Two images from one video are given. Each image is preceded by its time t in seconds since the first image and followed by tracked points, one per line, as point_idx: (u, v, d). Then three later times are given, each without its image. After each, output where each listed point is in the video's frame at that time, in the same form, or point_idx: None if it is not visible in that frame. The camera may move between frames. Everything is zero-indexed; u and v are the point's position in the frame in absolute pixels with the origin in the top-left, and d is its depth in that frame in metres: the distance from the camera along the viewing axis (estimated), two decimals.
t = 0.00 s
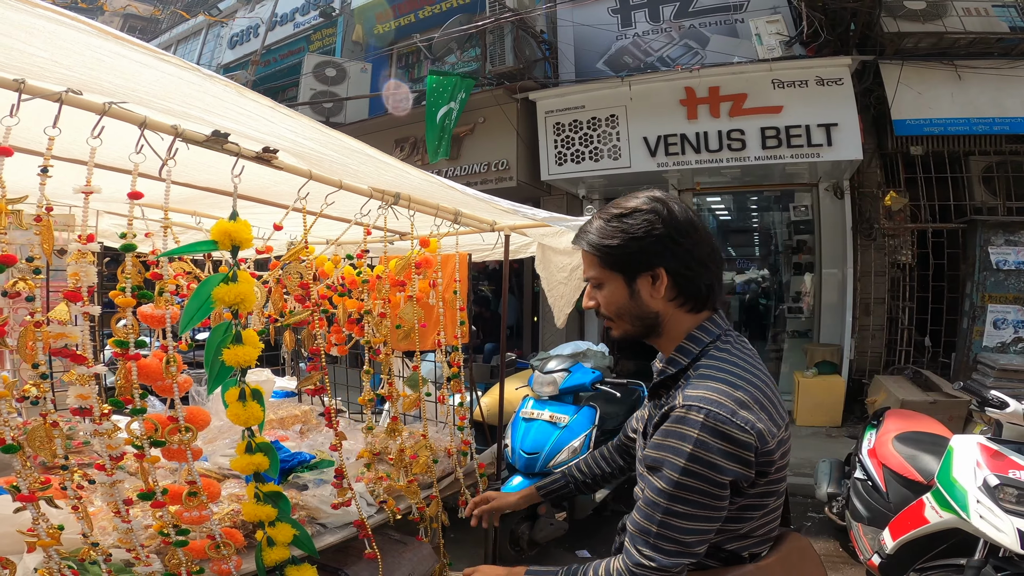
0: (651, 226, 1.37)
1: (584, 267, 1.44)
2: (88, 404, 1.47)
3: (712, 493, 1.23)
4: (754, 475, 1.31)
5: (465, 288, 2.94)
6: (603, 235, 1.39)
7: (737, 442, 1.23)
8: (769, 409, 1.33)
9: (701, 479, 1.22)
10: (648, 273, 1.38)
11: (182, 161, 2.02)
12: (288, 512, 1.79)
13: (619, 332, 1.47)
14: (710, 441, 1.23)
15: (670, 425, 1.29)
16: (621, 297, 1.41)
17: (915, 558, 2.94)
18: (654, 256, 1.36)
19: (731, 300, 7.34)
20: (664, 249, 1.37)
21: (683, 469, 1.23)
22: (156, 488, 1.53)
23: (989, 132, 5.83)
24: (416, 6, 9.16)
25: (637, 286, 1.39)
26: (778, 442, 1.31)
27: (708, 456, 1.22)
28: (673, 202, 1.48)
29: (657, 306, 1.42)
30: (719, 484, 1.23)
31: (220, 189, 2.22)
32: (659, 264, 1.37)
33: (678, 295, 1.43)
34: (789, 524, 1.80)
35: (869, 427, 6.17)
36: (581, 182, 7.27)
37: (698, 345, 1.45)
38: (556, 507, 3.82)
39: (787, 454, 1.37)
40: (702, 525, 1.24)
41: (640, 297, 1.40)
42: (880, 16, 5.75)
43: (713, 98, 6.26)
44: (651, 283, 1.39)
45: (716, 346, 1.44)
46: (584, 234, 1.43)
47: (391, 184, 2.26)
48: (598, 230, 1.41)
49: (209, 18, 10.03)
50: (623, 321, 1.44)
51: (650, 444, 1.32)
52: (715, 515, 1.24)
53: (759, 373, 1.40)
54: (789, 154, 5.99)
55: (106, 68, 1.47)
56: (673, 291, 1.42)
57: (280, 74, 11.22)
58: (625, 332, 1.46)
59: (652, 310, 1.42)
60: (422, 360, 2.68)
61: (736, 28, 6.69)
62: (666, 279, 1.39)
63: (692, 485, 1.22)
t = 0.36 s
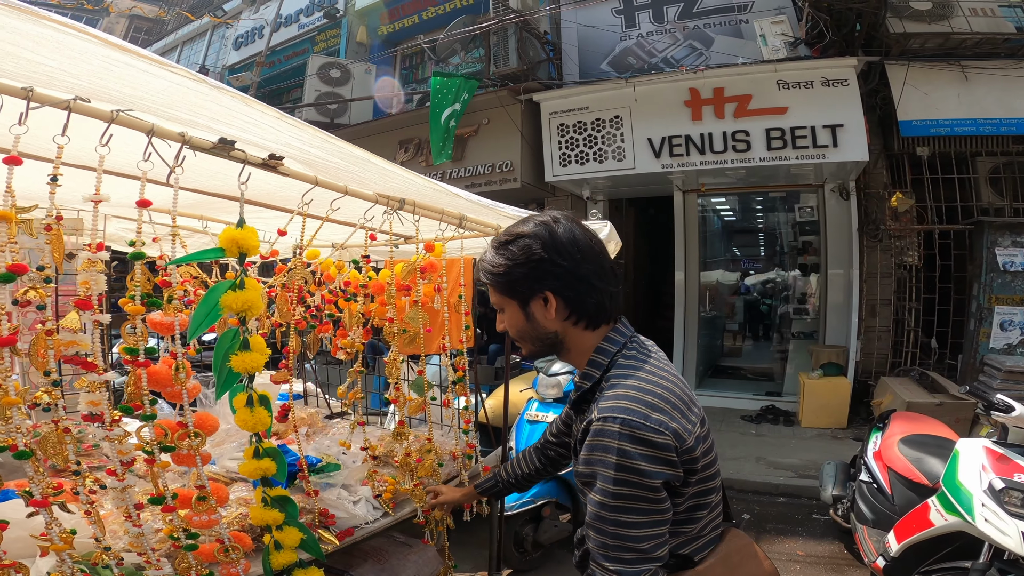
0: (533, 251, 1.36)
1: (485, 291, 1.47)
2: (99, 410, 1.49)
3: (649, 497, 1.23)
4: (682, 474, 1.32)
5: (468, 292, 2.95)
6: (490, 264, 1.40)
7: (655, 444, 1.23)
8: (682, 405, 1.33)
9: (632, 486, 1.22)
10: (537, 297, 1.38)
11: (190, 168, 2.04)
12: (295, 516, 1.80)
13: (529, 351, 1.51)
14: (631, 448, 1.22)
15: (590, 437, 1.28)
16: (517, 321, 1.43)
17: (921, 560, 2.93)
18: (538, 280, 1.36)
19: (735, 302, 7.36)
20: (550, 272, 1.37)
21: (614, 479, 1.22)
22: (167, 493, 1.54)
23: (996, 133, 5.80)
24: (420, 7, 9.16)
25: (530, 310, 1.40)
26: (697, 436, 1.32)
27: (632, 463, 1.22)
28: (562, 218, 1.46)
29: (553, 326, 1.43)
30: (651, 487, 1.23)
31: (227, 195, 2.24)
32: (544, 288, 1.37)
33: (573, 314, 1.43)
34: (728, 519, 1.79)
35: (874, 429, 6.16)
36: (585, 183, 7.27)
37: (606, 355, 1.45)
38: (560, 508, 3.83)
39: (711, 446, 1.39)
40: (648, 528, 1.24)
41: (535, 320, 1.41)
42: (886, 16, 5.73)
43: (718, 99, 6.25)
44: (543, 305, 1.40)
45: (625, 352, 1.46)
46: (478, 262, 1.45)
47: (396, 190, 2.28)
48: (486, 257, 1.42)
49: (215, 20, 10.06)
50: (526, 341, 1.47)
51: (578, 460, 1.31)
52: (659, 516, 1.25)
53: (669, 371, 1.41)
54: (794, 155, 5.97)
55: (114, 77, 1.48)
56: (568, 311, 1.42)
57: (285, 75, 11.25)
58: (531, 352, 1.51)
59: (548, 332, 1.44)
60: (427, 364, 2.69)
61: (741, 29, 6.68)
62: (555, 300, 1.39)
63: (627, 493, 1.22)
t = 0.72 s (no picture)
0: (559, 249, 1.36)
1: (507, 289, 1.46)
2: (124, 412, 1.51)
3: (664, 496, 1.22)
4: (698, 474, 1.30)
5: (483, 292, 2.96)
6: (516, 261, 1.40)
7: (672, 444, 1.22)
8: (700, 406, 1.32)
9: (648, 484, 1.21)
10: (560, 296, 1.38)
11: (211, 170, 2.05)
12: (316, 517, 1.81)
13: (549, 351, 1.48)
14: (647, 447, 1.22)
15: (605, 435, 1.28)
16: (540, 319, 1.42)
17: (935, 560, 2.91)
18: (563, 278, 1.36)
19: (742, 300, 7.31)
20: (574, 271, 1.36)
21: (630, 477, 1.22)
22: (190, 494, 1.56)
23: (1007, 132, 5.76)
24: (426, 6, 9.18)
25: (553, 308, 1.40)
26: (714, 437, 1.31)
27: (649, 462, 1.21)
28: (586, 219, 1.46)
29: (575, 325, 1.42)
30: (666, 486, 1.22)
31: (246, 196, 2.25)
32: (569, 286, 1.37)
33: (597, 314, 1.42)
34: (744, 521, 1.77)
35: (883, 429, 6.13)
36: (593, 182, 7.24)
37: (625, 355, 1.44)
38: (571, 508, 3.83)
39: (730, 448, 1.37)
40: (664, 526, 1.23)
41: (557, 319, 1.41)
42: (897, 15, 5.68)
43: (727, 98, 6.22)
44: (567, 304, 1.39)
45: (643, 353, 1.44)
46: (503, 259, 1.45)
47: (413, 190, 2.28)
48: (512, 255, 1.42)
49: (223, 19, 10.09)
50: (547, 340, 1.45)
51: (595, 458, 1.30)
52: (675, 515, 1.24)
53: (687, 372, 1.39)
54: (804, 155, 5.94)
55: (143, 76, 1.46)
56: (591, 310, 1.41)
57: (292, 75, 11.29)
58: (553, 351, 1.47)
59: (571, 330, 1.42)
60: (441, 364, 2.70)
61: (749, 28, 6.65)
62: (579, 299, 1.38)
63: (643, 491, 1.21)
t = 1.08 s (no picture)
0: (679, 241, 1.38)
1: (599, 271, 1.41)
2: (130, 413, 1.51)
3: (741, 482, 1.21)
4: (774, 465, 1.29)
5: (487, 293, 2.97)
6: (628, 244, 1.37)
7: (755, 432, 1.22)
8: (778, 400, 1.32)
9: (726, 469, 1.20)
10: (665, 286, 1.38)
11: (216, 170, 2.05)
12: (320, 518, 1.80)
13: (621, 341, 1.45)
14: (730, 432, 1.21)
15: (685, 419, 1.26)
16: (634, 306, 1.39)
17: (941, 561, 2.88)
18: (676, 270, 1.37)
19: (746, 299, 7.24)
20: (684, 265, 1.38)
21: (708, 461, 1.21)
22: (196, 496, 1.55)
23: (1013, 131, 5.74)
24: (429, 5, 9.17)
25: (651, 296, 1.39)
26: (792, 429, 1.31)
27: (730, 446, 1.20)
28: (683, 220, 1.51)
29: (664, 318, 1.42)
30: (745, 472, 1.21)
31: (252, 196, 2.25)
32: (679, 279, 1.38)
33: (686, 308, 1.45)
34: (803, 519, 1.74)
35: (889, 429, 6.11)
36: (596, 181, 7.22)
37: (701, 346, 1.43)
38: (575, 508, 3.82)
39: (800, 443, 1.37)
40: (735, 512, 1.22)
41: (651, 307, 1.40)
42: (902, 13, 5.64)
43: (730, 97, 6.21)
44: (665, 295, 1.40)
45: (718, 346, 1.44)
46: (605, 240, 1.40)
47: (417, 191, 2.27)
48: (620, 237, 1.39)
49: (224, 19, 10.10)
50: (629, 329, 1.43)
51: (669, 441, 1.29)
52: (746, 503, 1.22)
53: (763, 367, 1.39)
54: (809, 154, 5.93)
55: (147, 77, 1.45)
56: (682, 305, 1.44)
57: (294, 75, 11.31)
58: (625, 340, 1.45)
59: (659, 322, 1.42)
60: (446, 364, 2.70)
61: (753, 27, 6.62)
62: (680, 293, 1.40)
63: (720, 476, 1.20)
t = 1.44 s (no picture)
0: (697, 243, 1.44)
1: (614, 276, 1.44)
2: (161, 406, 1.55)
3: (788, 478, 1.29)
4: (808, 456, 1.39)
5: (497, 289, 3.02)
6: (647, 248, 1.40)
7: (796, 430, 1.30)
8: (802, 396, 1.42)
9: (774, 470, 1.28)
10: (682, 288, 1.44)
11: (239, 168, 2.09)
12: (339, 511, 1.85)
13: (636, 345, 1.49)
14: (774, 434, 1.29)
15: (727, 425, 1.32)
16: (651, 309, 1.43)
17: (946, 555, 2.93)
18: (693, 273, 1.43)
19: (750, 298, 7.34)
20: (701, 268, 1.44)
21: (757, 463, 1.28)
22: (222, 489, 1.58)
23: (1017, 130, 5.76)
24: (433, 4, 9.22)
25: (668, 299, 1.43)
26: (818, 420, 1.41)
27: (777, 448, 1.28)
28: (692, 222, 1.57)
29: (681, 319, 1.48)
30: (792, 469, 1.29)
31: (273, 194, 2.30)
32: (696, 281, 1.44)
33: (701, 308, 1.51)
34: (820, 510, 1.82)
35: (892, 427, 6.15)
36: (601, 180, 7.26)
37: (720, 348, 1.49)
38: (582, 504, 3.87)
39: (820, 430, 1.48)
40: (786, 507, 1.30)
41: (669, 310, 1.44)
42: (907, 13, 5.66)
43: (735, 96, 6.23)
44: (681, 297, 1.46)
45: (736, 348, 1.50)
46: (621, 244, 1.43)
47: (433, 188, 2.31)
48: (636, 241, 1.42)
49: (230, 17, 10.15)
50: (645, 331, 1.46)
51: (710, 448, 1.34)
52: (793, 496, 1.30)
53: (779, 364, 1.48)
54: (814, 154, 5.97)
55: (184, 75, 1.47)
56: (698, 306, 1.50)
57: (299, 73, 11.36)
58: (642, 345, 1.48)
59: (674, 323, 1.46)
60: (456, 360, 2.74)
61: (758, 26, 6.64)
62: (696, 295, 1.46)
63: (768, 477, 1.28)
